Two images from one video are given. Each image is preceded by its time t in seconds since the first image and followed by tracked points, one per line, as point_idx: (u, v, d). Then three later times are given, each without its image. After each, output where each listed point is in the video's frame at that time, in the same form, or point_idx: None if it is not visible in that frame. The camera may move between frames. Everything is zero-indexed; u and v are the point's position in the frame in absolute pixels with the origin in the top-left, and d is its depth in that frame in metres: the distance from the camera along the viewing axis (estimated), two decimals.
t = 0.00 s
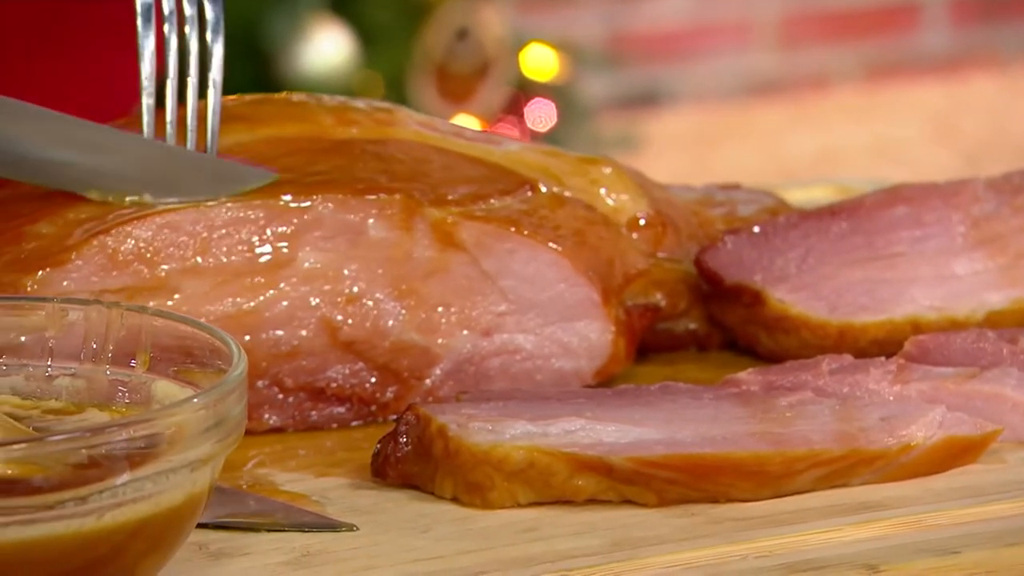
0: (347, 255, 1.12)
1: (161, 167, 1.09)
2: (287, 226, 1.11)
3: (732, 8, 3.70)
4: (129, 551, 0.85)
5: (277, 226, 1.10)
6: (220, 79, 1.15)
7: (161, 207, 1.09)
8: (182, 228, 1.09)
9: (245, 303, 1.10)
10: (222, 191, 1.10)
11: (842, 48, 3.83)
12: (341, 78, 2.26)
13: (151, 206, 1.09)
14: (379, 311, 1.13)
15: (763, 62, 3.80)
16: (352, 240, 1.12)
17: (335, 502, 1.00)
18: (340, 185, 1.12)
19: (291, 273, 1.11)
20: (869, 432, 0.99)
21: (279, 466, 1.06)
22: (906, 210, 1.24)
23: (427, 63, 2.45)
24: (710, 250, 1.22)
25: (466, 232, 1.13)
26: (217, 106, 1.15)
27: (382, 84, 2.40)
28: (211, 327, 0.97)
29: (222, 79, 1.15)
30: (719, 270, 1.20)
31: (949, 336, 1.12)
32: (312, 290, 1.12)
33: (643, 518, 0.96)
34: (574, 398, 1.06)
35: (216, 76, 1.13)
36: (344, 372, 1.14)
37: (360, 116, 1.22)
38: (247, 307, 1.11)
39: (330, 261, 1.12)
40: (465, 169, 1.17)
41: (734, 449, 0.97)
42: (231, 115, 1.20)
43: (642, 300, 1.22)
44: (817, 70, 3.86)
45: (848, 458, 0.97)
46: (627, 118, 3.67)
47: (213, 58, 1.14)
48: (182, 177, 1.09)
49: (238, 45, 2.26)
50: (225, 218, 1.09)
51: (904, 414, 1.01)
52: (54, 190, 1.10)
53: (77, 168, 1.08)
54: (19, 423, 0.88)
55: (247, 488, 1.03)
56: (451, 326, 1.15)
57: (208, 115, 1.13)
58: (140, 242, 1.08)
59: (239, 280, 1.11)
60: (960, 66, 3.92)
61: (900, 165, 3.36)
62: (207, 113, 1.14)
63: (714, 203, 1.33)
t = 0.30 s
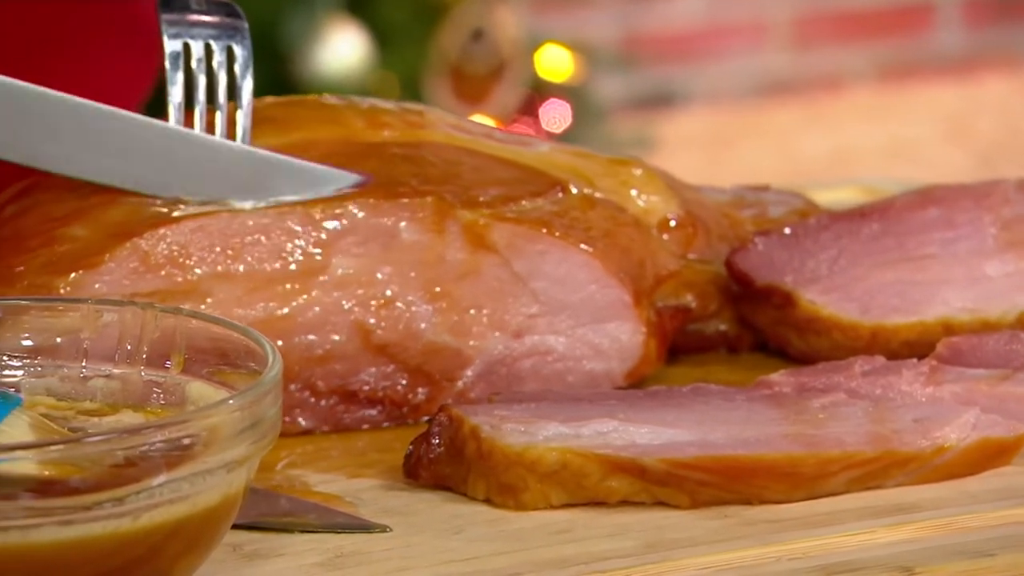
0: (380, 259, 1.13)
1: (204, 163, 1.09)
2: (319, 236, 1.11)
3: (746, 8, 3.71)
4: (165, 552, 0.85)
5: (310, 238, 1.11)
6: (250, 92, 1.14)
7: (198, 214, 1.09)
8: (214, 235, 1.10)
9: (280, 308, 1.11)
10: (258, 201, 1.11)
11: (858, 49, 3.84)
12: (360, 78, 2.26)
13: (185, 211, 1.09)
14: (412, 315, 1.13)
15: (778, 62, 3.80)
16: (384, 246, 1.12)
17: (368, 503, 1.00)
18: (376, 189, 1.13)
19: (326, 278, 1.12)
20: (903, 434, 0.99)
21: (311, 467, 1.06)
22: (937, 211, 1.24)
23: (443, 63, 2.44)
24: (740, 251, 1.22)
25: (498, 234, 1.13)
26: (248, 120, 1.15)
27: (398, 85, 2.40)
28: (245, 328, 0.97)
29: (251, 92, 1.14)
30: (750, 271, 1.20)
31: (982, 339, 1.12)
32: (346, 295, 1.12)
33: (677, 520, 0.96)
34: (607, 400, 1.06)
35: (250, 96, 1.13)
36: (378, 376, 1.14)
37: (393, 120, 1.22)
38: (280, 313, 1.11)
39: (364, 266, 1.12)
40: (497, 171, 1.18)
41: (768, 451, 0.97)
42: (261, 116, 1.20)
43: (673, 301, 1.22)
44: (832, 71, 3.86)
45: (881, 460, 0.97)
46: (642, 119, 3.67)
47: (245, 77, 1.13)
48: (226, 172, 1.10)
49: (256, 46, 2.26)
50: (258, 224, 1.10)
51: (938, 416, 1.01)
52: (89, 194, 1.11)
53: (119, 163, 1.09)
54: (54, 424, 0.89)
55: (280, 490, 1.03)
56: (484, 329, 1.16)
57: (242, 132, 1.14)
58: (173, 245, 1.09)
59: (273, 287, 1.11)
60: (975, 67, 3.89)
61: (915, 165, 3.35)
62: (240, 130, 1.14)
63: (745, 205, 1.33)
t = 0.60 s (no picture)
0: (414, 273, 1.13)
1: (291, 177, 1.09)
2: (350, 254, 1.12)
3: (762, 9, 3.69)
4: (204, 553, 0.85)
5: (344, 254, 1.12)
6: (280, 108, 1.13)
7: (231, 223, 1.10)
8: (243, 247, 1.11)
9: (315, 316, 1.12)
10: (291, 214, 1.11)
11: (872, 49, 3.83)
12: (377, 78, 2.26)
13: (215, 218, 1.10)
14: (447, 322, 1.14)
15: (792, 63, 3.78)
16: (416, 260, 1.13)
17: (405, 504, 1.00)
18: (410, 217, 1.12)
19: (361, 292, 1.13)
20: (940, 436, 0.99)
21: (347, 468, 1.06)
22: (971, 212, 1.24)
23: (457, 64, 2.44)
24: (775, 253, 1.21)
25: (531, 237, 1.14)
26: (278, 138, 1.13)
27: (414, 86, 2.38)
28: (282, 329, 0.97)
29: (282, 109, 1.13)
30: (785, 273, 1.20)
31: (1017, 340, 1.12)
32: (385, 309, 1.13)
33: (714, 521, 0.96)
34: (643, 401, 1.06)
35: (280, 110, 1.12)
36: (414, 382, 1.15)
37: (424, 124, 1.20)
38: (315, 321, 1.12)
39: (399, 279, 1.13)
40: (527, 174, 1.17)
41: (804, 452, 0.97)
42: (292, 122, 1.18)
43: (706, 303, 1.22)
44: (847, 71, 3.85)
45: (917, 462, 0.97)
46: (657, 119, 3.66)
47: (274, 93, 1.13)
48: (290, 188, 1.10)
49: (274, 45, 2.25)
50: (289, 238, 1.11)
51: (976, 417, 1.00)
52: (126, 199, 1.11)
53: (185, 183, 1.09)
54: (93, 424, 0.90)
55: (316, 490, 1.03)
56: (518, 332, 1.16)
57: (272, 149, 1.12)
58: (201, 252, 1.09)
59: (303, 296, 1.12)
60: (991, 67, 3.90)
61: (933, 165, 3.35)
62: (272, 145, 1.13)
63: (777, 206, 1.34)
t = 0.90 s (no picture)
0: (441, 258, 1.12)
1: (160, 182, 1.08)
2: (384, 258, 1.11)
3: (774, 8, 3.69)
4: (239, 550, 0.86)
5: (377, 258, 1.11)
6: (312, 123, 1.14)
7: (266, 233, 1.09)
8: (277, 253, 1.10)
9: (350, 317, 1.13)
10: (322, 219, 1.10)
11: (884, 49, 3.82)
12: (391, 78, 2.23)
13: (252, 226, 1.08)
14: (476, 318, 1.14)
15: (803, 63, 3.77)
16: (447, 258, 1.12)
17: (437, 502, 1.00)
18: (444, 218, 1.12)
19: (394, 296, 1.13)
20: (972, 434, 0.99)
21: (379, 465, 1.07)
22: (1001, 210, 1.25)
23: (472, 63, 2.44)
24: (804, 250, 1.22)
25: (562, 233, 1.14)
26: (311, 152, 1.14)
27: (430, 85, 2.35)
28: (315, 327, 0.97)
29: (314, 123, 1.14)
30: (815, 270, 1.20)
31: None
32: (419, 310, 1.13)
33: (747, 519, 0.96)
34: (674, 399, 1.06)
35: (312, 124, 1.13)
36: (443, 381, 1.15)
37: (455, 121, 1.23)
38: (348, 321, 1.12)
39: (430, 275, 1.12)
40: (557, 170, 1.18)
41: (837, 450, 0.97)
42: (326, 120, 1.20)
43: (737, 300, 1.22)
44: (861, 69, 3.83)
45: (950, 460, 0.97)
46: (671, 119, 3.66)
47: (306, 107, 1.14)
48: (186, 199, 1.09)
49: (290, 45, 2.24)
50: (322, 243, 1.10)
51: (1009, 416, 1.00)
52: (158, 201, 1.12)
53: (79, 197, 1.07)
54: (128, 422, 0.90)
55: (347, 487, 1.03)
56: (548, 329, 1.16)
57: (306, 165, 1.14)
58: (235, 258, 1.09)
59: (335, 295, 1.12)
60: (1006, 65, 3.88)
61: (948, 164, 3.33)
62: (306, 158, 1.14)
63: (807, 205, 1.33)
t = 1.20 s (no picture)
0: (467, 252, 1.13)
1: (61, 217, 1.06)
2: (403, 247, 1.12)
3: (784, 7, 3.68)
4: (267, 545, 0.86)
5: (392, 245, 1.11)
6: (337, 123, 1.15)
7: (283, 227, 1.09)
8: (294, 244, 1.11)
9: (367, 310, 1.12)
10: (337, 208, 1.10)
11: (896, 48, 3.81)
12: (404, 78, 2.21)
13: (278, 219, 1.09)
14: (502, 309, 1.15)
15: (813, 62, 3.77)
16: (463, 245, 1.13)
17: (462, 498, 1.01)
18: (460, 204, 1.12)
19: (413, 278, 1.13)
20: (996, 431, 0.99)
21: (404, 461, 1.07)
22: (1021, 207, 1.23)
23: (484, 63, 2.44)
24: (827, 248, 1.23)
25: (584, 230, 1.14)
26: (336, 149, 1.15)
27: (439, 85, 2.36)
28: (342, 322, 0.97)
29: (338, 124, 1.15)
30: (837, 268, 1.21)
31: None
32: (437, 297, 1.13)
33: (772, 515, 0.96)
34: (697, 396, 1.07)
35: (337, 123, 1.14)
36: (463, 373, 1.15)
37: (477, 117, 1.24)
38: (369, 313, 1.12)
39: (444, 261, 1.13)
40: (580, 166, 1.18)
41: (862, 447, 0.97)
42: (349, 117, 1.21)
43: (760, 297, 1.22)
44: (867, 70, 3.82)
45: (975, 457, 0.97)
46: (682, 119, 3.65)
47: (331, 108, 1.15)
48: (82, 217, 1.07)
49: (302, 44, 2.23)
50: (341, 234, 1.10)
51: None
52: (184, 202, 1.13)
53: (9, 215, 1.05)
54: (155, 418, 0.90)
55: (372, 482, 1.04)
56: (571, 325, 1.17)
57: (330, 160, 1.15)
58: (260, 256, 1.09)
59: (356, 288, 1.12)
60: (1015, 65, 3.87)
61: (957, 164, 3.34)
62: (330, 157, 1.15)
63: (829, 203, 1.34)
